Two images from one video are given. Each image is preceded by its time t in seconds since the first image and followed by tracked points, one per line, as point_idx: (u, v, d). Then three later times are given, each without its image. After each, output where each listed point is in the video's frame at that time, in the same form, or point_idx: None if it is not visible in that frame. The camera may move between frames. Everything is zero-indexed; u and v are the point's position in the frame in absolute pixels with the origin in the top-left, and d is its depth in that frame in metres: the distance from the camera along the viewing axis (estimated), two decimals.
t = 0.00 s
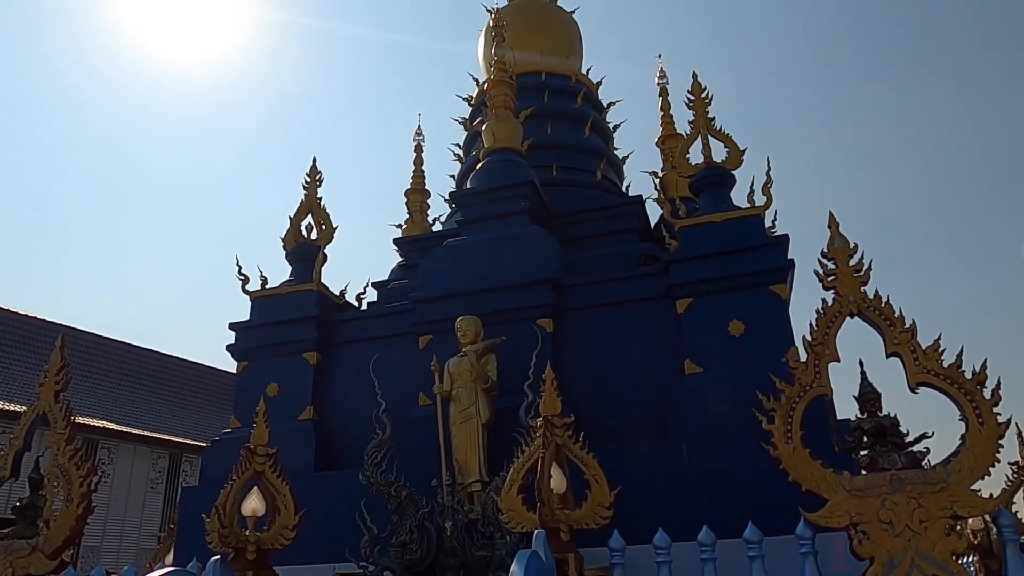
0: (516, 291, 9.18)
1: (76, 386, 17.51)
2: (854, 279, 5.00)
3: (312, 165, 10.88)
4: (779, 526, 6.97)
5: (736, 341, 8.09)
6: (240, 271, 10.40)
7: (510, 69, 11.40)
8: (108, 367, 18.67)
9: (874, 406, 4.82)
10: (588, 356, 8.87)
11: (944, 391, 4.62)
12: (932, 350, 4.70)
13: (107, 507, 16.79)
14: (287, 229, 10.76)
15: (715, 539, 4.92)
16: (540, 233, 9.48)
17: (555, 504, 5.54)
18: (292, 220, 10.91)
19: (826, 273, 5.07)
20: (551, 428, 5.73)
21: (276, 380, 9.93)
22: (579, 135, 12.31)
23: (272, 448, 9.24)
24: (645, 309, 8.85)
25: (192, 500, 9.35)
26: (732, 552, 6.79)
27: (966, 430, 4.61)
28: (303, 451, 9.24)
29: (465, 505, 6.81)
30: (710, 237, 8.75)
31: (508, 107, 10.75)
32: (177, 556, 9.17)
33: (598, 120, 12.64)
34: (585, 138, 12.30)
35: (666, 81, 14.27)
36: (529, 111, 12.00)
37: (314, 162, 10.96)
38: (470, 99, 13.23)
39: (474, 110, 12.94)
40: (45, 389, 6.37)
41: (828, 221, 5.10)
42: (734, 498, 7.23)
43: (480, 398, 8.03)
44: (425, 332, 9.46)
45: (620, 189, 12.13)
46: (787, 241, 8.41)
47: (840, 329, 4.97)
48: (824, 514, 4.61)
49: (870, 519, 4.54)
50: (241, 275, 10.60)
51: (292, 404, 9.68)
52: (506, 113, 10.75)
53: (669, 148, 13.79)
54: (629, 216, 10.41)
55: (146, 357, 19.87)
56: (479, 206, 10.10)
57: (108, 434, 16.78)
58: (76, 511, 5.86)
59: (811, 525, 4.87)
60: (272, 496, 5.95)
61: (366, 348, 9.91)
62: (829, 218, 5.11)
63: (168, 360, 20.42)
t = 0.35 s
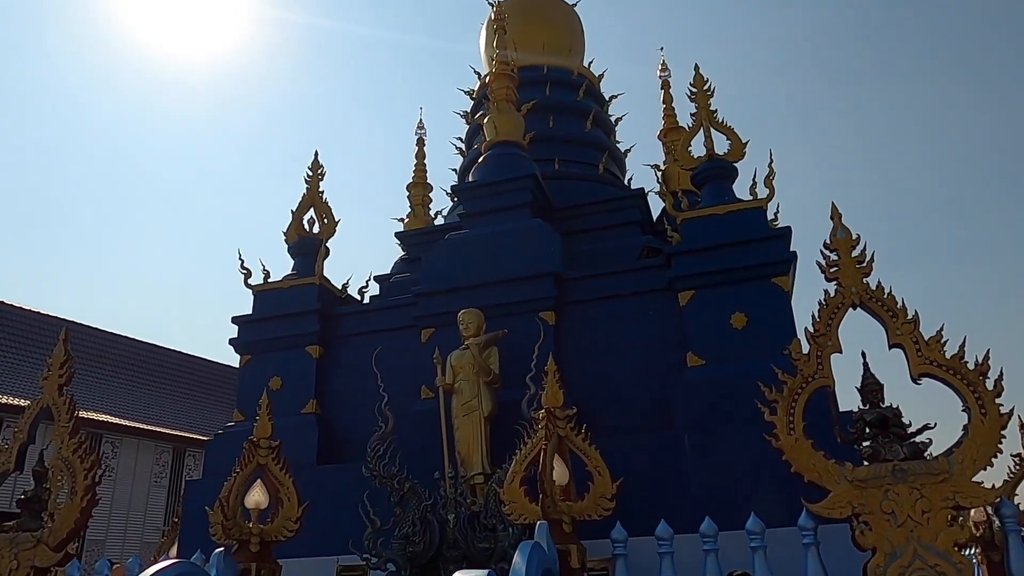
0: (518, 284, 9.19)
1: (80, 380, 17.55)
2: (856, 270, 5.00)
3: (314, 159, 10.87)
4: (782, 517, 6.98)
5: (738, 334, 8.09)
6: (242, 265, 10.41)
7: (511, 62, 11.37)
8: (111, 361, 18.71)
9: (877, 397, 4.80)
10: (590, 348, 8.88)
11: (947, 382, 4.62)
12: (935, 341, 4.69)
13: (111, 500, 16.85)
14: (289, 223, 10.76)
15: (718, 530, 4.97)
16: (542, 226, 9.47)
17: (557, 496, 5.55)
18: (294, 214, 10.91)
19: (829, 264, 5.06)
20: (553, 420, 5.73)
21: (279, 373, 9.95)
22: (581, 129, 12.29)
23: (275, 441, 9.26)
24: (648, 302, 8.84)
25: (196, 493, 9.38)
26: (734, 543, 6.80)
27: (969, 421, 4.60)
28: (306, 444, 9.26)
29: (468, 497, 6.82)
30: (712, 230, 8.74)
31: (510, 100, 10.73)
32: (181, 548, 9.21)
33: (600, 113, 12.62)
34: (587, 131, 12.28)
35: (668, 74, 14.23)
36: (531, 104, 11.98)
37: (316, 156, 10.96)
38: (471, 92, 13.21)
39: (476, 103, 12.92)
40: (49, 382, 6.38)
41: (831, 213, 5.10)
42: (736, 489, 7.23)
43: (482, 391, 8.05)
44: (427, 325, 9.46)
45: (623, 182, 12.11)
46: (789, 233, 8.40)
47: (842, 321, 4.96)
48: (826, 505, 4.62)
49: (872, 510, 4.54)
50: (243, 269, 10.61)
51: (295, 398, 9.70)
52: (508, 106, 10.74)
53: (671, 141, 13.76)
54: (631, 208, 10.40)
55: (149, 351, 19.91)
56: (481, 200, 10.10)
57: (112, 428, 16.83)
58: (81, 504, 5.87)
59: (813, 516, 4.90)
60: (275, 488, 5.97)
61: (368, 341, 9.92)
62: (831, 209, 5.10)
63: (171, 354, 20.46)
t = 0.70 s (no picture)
0: (519, 276, 9.19)
1: (83, 372, 17.60)
2: (858, 261, 4.99)
3: (316, 151, 10.87)
4: (783, 507, 6.99)
5: (740, 325, 8.09)
6: (244, 257, 10.41)
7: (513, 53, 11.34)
8: (114, 354, 18.76)
9: (878, 388, 4.80)
10: (591, 340, 8.89)
11: (949, 374, 4.61)
12: (937, 332, 4.68)
13: (115, 492, 16.91)
14: (291, 215, 10.77)
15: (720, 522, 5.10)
16: (544, 218, 9.47)
17: (559, 486, 5.55)
18: (296, 206, 10.91)
19: (831, 255, 5.06)
20: (555, 411, 5.74)
21: (281, 365, 9.97)
22: (583, 121, 12.26)
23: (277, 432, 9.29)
24: (650, 294, 8.84)
25: (199, 484, 9.42)
26: (735, 534, 6.82)
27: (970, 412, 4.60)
28: (309, 435, 9.29)
29: (470, 488, 6.85)
30: (714, 221, 8.73)
31: (512, 92, 10.71)
32: (184, 539, 9.25)
33: (602, 105, 12.59)
34: (589, 123, 12.26)
35: (670, 65, 14.18)
36: (533, 96, 11.96)
37: (318, 148, 10.95)
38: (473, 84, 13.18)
39: (478, 95, 12.89)
40: (52, 374, 6.40)
41: (834, 203, 5.09)
42: (738, 480, 7.24)
43: (484, 382, 8.05)
44: (429, 317, 9.48)
45: (624, 174, 12.09)
46: (791, 225, 8.39)
47: (844, 311, 4.95)
48: (827, 495, 4.63)
49: (873, 501, 4.54)
50: (245, 262, 10.62)
51: (297, 389, 9.73)
52: (510, 98, 10.71)
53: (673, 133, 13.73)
54: (633, 200, 10.38)
55: (151, 343, 19.95)
56: (483, 191, 10.09)
57: (115, 420, 16.88)
58: (85, 495, 5.88)
59: (813, 507, 4.98)
60: (278, 479, 5.99)
61: (370, 333, 9.93)
62: (834, 200, 5.10)
63: (174, 347, 20.51)
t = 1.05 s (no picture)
0: (521, 267, 9.19)
1: (86, 364, 17.65)
2: (860, 252, 4.99)
3: (317, 143, 10.86)
4: (784, 498, 7.01)
5: (742, 316, 8.09)
6: (246, 248, 10.42)
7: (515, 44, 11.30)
8: (117, 345, 18.82)
9: (879, 378, 4.79)
10: (593, 331, 8.89)
11: (950, 364, 4.62)
12: (938, 323, 4.68)
13: (119, 483, 16.99)
14: (293, 207, 10.76)
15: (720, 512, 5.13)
16: (545, 209, 9.46)
17: (560, 477, 5.57)
18: (298, 198, 10.91)
19: (833, 246, 5.05)
20: (556, 402, 5.75)
21: (284, 356, 9.99)
22: (584, 111, 12.23)
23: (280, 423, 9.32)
24: (652, 285, 8.83)
25: (202, 475, 9.45)
26: (737, 525, 6.83)
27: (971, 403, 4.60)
28: (311, 426, 9.32)
29: (472, 479, 6.87)
30: (716, 212, 8.72)
31: (513, 82, 10.67)
32: (188, 529, 9.30)
33: (604, 96, 12.56)
34: (591, 114, 12.22)
35: (673, 56, 14.13)
36: (535, 86, 11.92)
37: (319, 140, 10.94)
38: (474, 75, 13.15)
39: (480, 86, 12.85)
40: (55, 366, 6.41)
41: (836, 194, 5.08)
42: (738, 470, 7.24)
43: (486, 373, 8.07)
44: (431, 308, 9.48)
45: (626, 165, 12.06)
46: (793, 216, 8.37)
47: (846, 302, 4.95)
48: (827, 486, 4.64)
49: (873, 491, 4.56)
50: (248, 253, 10.63)
51: (300, 381, 9.75)
52: (512, 88, 10.68)
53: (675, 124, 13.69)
54: (635, 191, 10.37)
55: (154, 335, 20.00)
56: (484, 183, 10.08)
57: (118, 411, 16.94)
58: (88, 485, 5.90)
59: (814, 497, 4.98)
60: (281, 470, 6.01)
61: (373, 324, 9.94)
62: (836, 191, 5.09)
63: (177, 338, 20.57)
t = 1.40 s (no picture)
0: (523, 256, 9.19)
1: (89, 353, 17.72)
2: (863, 241, 4.98)
3: (319, 131, 10.84)
4: (786, 486, 7.02)
5: (744, 305, 8.09)
6: (248, 237, 10.42)
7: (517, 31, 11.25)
8: (120, 334, 18.88)
9: (881, 367, 4.79)
10: (595, 320, 8.89)
11: (952, 352, 4.62)
12: (940, 312, 4.68)
13: (123, 470, 17.08)
14: (295, 195, 10.76)
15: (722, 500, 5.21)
16: (548, 198, 9.45)
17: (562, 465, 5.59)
18: (300, 186, 10.90)
19: (835, 234, 5.04)
20: (558, 390, 5.76)
21: (286, 345, 10.01)
22: (587, 99, 12.18)
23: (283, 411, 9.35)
24: (654, 273, 8.83)
25: (206, 463, 9.49)
26: (738, 512, 6.85)
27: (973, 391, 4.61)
28: (314, 414, 9.35)
29: (475, 467, 6.89)
30: (719, 201, 8.70)
31: (515, 70, 10.62)
32: (192, 516, 9.35)
33: (606, 84, 12.51)
34: (594, 102, 12.18)
35: (676, 44, 14.07)
36: (537, 74, 11.87)
37: (321, 128, 10.92)
38: (476, 63, 13.10)
39: (482, 74, 12.81)
40: (59, 354, 6.43)
41: (839, 182, 5.07)
42: (740, 458, 7.26)
43: (488, 362, 8.08)
44: (433, 297, 9.49)
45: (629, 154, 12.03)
46: (796, 204, 8.35)
47: (848, 291, 4.95)
48: (829, 474, 4.65)
49: (875, 479, 4.57)
50: (250, 242, 10.63)
51: (302, 369, 9.78)
52: (514, 76, 10.64)
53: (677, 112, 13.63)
54: (637, 180, 10.34)
55: (158, 323, 20.07)
56: (486, 171, 10.05)
57: (122, 399, 17.02)
58: (93, 473, 5.94)
59: (816, 484, 5.01)
60: (284, 458, 6.03)
61: (375, 313, 9.95)
62: (839, 179, 5.08)
63: (180, 326, 20.62)
